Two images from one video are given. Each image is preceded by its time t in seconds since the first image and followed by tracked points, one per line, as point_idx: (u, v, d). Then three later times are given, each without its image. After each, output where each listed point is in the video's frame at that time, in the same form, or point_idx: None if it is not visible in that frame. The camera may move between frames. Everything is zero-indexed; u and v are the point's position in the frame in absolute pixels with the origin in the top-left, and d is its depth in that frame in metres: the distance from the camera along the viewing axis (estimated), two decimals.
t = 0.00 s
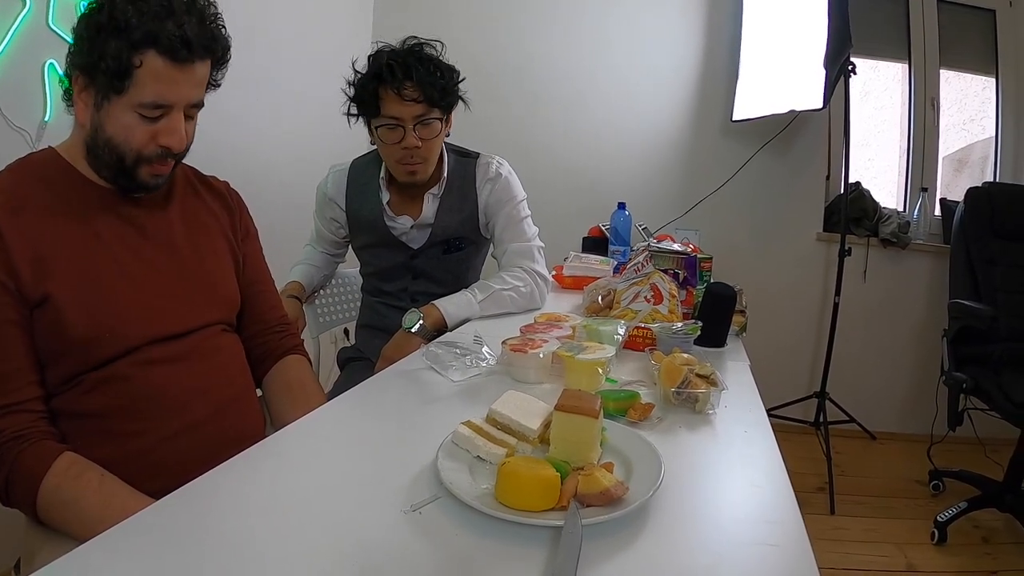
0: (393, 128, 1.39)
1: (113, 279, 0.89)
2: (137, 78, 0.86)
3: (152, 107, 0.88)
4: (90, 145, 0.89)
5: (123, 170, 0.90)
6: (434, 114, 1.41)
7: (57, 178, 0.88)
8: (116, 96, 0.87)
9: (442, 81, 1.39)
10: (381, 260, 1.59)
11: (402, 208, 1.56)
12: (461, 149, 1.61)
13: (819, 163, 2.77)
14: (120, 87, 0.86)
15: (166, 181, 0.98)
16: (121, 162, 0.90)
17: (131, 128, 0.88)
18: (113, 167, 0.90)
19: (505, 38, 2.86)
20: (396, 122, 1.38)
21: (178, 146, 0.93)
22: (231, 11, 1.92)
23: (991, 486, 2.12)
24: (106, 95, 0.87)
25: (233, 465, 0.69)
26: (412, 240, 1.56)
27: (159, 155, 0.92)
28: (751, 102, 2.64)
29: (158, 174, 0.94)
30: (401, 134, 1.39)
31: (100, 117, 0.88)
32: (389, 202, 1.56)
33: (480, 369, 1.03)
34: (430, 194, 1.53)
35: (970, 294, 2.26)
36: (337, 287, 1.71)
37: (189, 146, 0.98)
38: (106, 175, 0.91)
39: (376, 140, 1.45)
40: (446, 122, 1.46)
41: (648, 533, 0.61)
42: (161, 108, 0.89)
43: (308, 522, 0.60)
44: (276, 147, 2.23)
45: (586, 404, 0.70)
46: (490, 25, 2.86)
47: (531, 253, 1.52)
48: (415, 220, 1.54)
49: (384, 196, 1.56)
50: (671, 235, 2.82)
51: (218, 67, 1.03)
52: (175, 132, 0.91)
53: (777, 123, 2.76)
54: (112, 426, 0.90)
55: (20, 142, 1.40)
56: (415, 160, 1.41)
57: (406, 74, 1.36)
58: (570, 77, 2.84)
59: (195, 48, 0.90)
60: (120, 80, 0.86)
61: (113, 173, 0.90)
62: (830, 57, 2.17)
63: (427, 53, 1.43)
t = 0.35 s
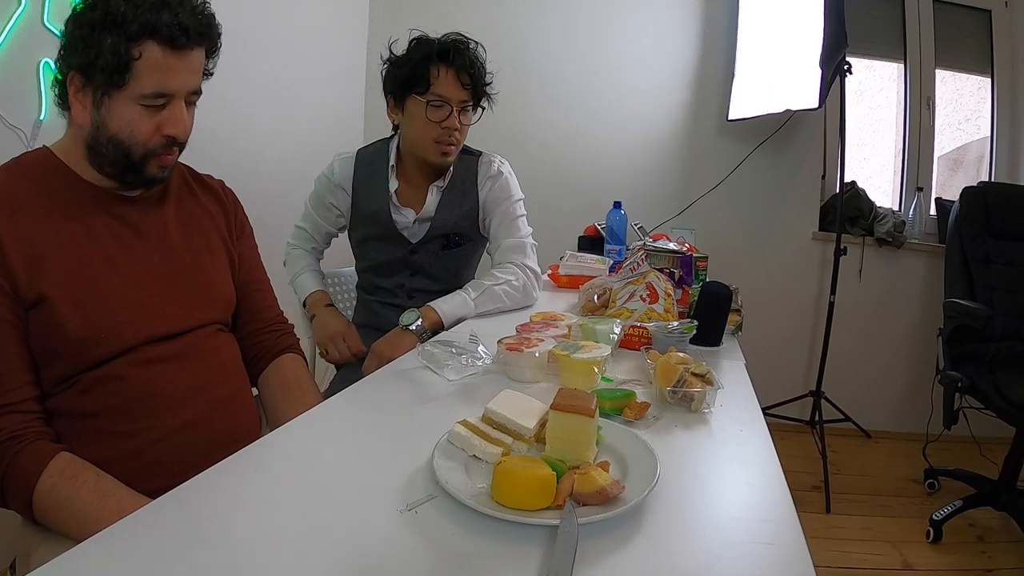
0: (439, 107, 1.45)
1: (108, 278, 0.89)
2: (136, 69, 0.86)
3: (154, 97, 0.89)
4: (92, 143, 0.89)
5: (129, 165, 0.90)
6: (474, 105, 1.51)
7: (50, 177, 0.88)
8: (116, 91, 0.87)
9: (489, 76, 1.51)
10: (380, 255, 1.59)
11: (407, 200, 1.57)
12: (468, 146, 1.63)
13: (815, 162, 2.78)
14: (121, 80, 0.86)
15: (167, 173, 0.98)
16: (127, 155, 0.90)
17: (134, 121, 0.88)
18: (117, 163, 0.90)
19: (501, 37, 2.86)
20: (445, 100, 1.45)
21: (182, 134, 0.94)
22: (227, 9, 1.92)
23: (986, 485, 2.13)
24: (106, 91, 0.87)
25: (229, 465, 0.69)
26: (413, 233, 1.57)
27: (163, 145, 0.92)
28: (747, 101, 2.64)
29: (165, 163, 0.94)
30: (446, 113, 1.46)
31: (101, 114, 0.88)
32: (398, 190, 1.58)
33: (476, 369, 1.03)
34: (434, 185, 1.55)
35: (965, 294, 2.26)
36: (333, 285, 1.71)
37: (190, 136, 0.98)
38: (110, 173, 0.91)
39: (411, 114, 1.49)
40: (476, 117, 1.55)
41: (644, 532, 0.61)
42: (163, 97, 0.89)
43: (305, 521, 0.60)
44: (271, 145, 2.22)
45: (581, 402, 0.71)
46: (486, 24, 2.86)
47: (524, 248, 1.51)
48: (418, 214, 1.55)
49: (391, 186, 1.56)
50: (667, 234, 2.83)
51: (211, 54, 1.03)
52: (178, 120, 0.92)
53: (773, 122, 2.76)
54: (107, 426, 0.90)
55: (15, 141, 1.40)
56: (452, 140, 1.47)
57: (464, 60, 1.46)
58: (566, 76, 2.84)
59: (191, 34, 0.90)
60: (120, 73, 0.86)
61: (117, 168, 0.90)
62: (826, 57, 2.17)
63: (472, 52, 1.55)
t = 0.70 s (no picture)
0: (459, 102, 1.52)
1: (99, 274, 0.89)
2: (139, 51, 0.89)
3: (159, 76, 0.92)
4: (99, 134, 0.91)
5: (140, 148, 0.93)
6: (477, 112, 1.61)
7: (41, 175, 0.87)
8: (120, 75, 0.90)
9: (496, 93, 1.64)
10: (375, 250, 1.59)
11: (409, 196, 1.59)
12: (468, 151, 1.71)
13: (811, 161, 2.78)
14: (126, 64, 0.89)
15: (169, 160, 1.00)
16: (138, 138, 0.92)
17: (142, 102, 0.91)
18: (128, 148, 0.92)
19: (500, 37, 2.85)
20: (465, 97, 1.53)
21: (188, 111, 0.97)
22: (223, 7, 1.91)
23: (983, 484, 2.13)
24: (110, 77, 0.89)
25: (226, 465, 0.69)
26: (409, 228, 1.57)
27: (171, 123, 0.95)
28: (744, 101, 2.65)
29: (174, 142, 0.97)
30: (463, 109, 1.53)
31: (107, 102, 0.90)
32: (399, 189, 1.59)
33: (473, 368, 1.04)
34: (435, 178, 1.59)
35: (961, 293, 2.27)
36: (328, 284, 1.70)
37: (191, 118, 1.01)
38: (118, 161, 0.93)
39: (429, 105, 1.53)
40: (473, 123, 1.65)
41: (640, 531, 0.61)
42: (167, 75, 0.93)
43: (300, 522, 0.59)
44: (268, 145, 2.22)
45: (579, 402, 0.71)
46: (483, 24, 2.85)
47: (507, 235, 1.57)
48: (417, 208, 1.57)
49: (394, 184, 1.57)
50: (664, 233, 2.83)
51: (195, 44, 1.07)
52: (182, 95, 0.95)
53: (769, 121, 2.76)
54: (99, 424, 0.90)
55: (11, 140, 1.39)
56: (464, 137, 1.55)
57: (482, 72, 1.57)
58: (563, 76, 2.84)
59: (183, 14, 0.95)
60: (124, 56, 0.89)
61: (128, 152, 0.92)
62: (823, 57, 2.18)
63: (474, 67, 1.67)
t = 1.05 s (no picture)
0: (450, 115, 1.54)
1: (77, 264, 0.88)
2: (126, 35, 0.91)
3: (144, 58, 0.93)
4: (89, 116, 0.91)
5: (127, 126, 0.93)
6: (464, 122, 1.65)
7: (29, 168, 0.89)
8: (108, 58, 0.90)
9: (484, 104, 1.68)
10: (369, 251, 1.59)
11: (398, 200, 1.61)
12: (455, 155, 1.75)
13: (808, 160, 2.78)
14: (111, 46, 0.90)
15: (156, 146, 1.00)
16: (127, 115, 0.92)
17: (129, 82, 0.92)
18: (117, 126, 0.92)
19: (498, 37, 2.86)
20: (456, 110, 1.55)
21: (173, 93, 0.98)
22: (220, 7, 1.91)
23: (980, 483, 2.14)
24: (99, 60, 0.90)
25: (221, 465, 0.69)
26: (402, 229, 1.60)
27: (156, 104, 0.95)
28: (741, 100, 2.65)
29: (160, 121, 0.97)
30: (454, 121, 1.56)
31: (96, 84, 0.90)
32: (388, 193, 1.61)
33: (471, 367, 1.03)
34: (426, 182, 1.64)
35: (957, 292, 2.27)
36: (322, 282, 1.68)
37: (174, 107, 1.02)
38: (107, 142, 0.93)
39: (420, 116, 1.54)
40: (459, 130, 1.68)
41: (639, 531, 0.61)
42: (151, 59, 0.94)
43: (299, 521, 0.59)
44: (265, 144, 2.22)
45: (576, 401, 0.71)
46: (481, 24, 2.86)
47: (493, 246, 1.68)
48: (409, 210, 1.60)
49: (382, 189, 1.59)
50: (661, 232, 2.83)
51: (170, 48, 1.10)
52: (166, 78, 0.96)
53: (766, 121, 2.77)
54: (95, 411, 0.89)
55: (9, 140, 1.39)
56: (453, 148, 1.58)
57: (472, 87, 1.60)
58: (561, 75, 2.84)
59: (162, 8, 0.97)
60: (112, 40, 0.90)
61: (117, 131, 0.92)
62: (820, 56, 2.18)
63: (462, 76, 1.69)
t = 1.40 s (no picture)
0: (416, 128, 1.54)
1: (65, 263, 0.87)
2: (114, 31, 0.91)
3: (132, 55, 0.94)
4: (80, 113, 0.92)
5: (119, 124, 0.94)
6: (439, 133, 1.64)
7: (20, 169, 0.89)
8: (98, 55, 0.91)
9: (457, 115, 1.67)
10: (347, 253, 1.59)
11: (379, 199, 1.62)
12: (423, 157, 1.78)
13: (807, 160, 2.78)
14: (100, 44, 0.91)
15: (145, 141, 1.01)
16: (118, 113, 0.93)
17: (119, 78, 0.93)
18: (109, 123, 0.93)
19: (497, 37, 2.86)
20: (421, 123, 1.55)
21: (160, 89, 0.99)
22: (218, 6, 1.91)
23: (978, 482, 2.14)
24: (89, 57, 0.91)
25: (219, 464, 0.69)
26: (388, 223, 1.61)
27: (145, 98, 0.96)
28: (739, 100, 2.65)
29: (150, 120, 0.99)
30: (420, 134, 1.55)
31: (87, 81, 0.91)
32: (368, 194, 1.61)
33: (468, 367, 1.03)
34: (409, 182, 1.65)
35: (955, 292, 2.28)
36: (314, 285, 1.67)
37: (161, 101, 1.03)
38: (99, 141, 0.94)
39: (388, 129, 1.54)
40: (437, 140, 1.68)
41: (638, 530, 0.61)
42: (138, 55, 0.95)
43: (299, 520, 0.59)
44: (263, 144, 2.21)
45: (574, 401, 0.71)
46: (480, 24, 2.86)
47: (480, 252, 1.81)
48: (392, 205, 1.60)
49: (363, 189, 1.59)
50: (659, 232, 2.83)
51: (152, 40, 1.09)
52: (154, 73, 0.97)
53: (764, 121, 2.77)
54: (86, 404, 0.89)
55: (6, 140, 1.38)
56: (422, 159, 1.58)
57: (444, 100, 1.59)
58: (559, 75, 2.84)
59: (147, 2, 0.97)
60: (101, 36, 0.90)
61: (108, 128, 0.93)
62: (818, 56, 2.18)
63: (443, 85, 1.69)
